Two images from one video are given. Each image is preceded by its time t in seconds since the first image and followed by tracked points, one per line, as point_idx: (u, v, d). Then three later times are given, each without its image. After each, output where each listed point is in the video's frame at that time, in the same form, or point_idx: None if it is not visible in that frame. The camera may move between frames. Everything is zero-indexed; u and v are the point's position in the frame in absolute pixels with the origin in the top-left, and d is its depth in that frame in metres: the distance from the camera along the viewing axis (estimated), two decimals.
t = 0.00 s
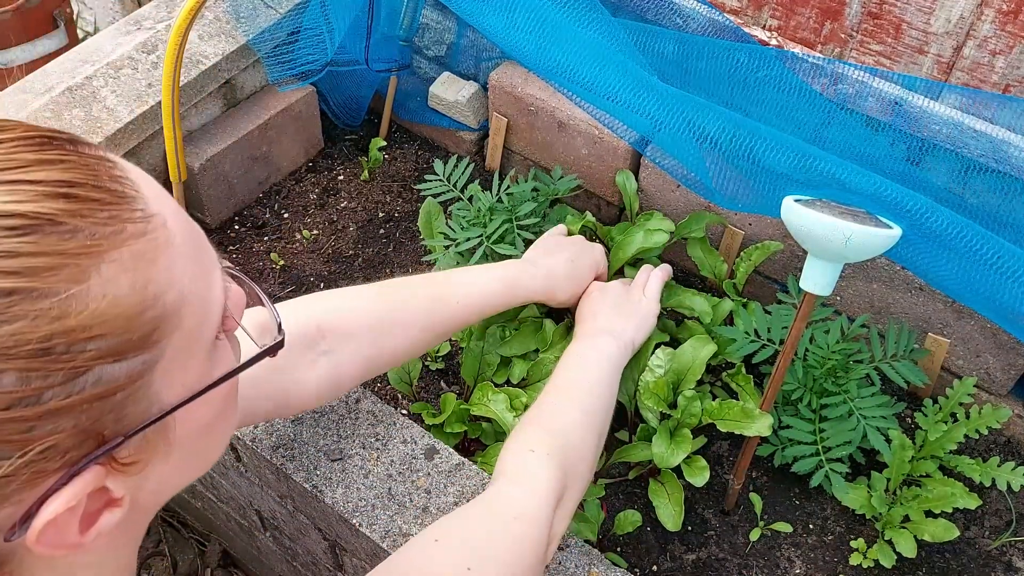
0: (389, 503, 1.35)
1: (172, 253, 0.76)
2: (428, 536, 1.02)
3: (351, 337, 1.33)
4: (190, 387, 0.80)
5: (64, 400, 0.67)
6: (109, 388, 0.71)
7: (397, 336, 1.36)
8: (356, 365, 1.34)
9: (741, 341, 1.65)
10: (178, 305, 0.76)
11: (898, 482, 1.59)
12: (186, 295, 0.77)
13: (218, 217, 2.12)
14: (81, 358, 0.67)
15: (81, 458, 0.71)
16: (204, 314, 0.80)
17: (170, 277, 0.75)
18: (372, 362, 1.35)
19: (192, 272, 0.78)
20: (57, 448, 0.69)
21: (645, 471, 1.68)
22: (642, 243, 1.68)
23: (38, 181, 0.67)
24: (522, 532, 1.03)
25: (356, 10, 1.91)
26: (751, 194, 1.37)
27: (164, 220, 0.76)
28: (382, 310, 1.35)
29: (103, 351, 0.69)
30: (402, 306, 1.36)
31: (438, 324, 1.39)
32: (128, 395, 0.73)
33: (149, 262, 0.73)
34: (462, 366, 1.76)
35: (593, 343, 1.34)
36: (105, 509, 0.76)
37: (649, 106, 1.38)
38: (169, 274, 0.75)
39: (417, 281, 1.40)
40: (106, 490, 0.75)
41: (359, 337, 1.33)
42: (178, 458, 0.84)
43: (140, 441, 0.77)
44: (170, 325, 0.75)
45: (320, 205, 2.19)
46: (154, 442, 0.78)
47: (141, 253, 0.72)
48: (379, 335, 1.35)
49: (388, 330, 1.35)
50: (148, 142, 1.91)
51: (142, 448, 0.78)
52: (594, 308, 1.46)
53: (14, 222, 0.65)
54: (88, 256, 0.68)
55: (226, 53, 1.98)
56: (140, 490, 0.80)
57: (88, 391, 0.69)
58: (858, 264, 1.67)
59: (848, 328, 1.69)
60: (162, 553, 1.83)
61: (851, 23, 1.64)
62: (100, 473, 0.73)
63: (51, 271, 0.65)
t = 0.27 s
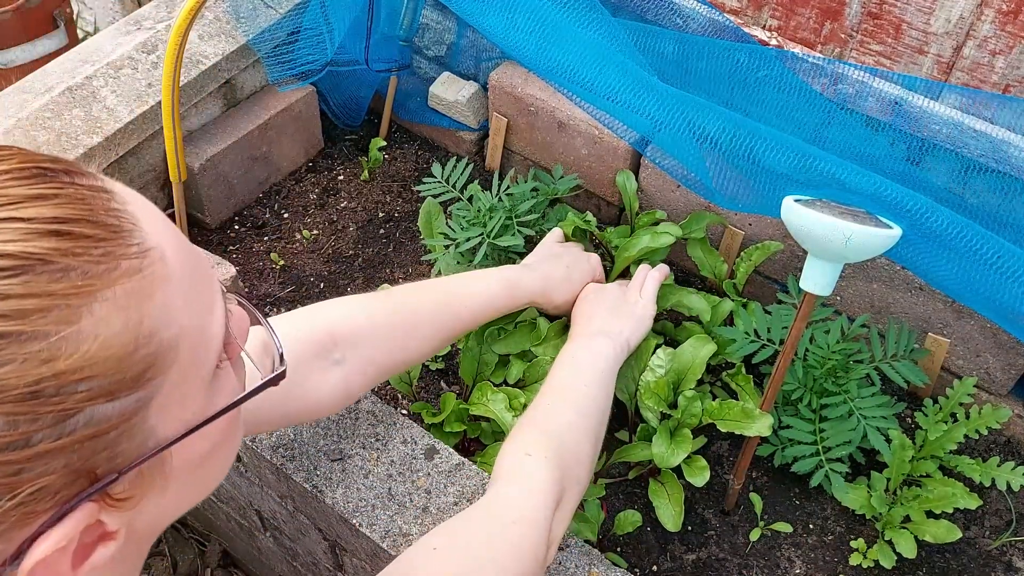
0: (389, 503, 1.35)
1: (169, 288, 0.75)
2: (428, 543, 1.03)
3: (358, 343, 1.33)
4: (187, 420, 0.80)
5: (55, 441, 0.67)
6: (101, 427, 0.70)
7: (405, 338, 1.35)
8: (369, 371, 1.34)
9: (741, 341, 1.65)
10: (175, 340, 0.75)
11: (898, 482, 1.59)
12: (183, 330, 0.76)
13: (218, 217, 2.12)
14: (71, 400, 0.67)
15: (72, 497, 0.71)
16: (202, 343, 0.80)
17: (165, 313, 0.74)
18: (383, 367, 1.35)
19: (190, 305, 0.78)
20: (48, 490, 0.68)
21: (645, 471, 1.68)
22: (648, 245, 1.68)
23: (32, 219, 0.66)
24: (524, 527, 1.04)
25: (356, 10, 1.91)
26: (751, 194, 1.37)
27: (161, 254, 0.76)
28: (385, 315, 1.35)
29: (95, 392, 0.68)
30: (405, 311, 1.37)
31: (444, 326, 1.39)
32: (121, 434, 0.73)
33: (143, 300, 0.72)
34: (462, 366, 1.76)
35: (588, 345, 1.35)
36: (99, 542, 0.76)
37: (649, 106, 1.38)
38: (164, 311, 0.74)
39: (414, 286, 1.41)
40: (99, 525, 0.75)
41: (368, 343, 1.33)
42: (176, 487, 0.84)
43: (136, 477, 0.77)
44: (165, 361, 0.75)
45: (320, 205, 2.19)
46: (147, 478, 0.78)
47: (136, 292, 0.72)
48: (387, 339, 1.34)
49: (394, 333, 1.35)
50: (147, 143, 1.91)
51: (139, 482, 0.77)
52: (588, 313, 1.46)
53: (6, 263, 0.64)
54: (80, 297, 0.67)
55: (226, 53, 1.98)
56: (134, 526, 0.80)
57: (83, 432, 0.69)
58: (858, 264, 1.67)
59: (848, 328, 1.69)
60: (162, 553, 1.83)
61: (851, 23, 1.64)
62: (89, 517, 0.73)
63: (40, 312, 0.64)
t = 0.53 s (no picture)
0: (389, 503, 1.35)
1: (186, 295, 0.75)
2: (429, 545, 1.03)
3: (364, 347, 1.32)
4: (197, 428, 0.80)
5: (62, 444, 0.67)
6: (111, 431, 0.70)
7: (406, 343, 1.35)
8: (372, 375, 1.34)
9: (741, 341, 1.65)
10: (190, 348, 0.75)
11: (898, 482, 1.60)
12: (198, 337, 0.76)
13: (218, 217, 2.12)
14: (83, 403, 0.67)
15: (79, 499, 0.71)
16: (217, 351, 0.79)
17: (181, 319, 0.74)
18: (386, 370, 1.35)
19: (207, 312, 0.78)
20: (54, 491, 0.69)
21: (645, 470, 1.68)
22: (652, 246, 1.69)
23: (54, 220, 0.66)
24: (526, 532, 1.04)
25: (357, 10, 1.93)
26: (752, 194, 1.37)
27: (180, 261, 0.75)
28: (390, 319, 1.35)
29: (107, 396, 0.68)
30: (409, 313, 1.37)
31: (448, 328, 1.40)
32: (131, 438, 0.73)
33: (160, 305, 0.72)
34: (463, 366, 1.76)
35: (589, 349, 1.35)
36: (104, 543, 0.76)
37: (649, 106, 1.38)
38: (181, 317, 0.74)
39: (417, 289, 1.41)
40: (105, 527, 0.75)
41: (372, 347, 1.33)
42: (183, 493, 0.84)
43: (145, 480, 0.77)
44: (180, 366, 0.75)
45: (320, 205, 2.19)
46: (154, 481, 0.78)
47: (153, 298, 0.71)
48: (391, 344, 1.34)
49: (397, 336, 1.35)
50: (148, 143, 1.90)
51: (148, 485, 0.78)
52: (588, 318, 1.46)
53: (25, 263, 0.63)
54: (95, 302, 0.66)
55: (226, 53, 1.98)
56: (139, 529, 0.80)
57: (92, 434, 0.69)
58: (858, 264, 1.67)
59: (848, 328, 1.69)
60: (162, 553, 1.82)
61: (851, 23, 1.64)
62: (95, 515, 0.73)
63: (55, 315, 0.64)
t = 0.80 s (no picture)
0: (389, 503, 1.35)
1: (194, 309, 0.76)
2: None
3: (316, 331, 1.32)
4: (200, 444, 0.81)
5: (59, 460, 0.67)
6: (111, 446, 0.70)
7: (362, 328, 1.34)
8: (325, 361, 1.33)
9: (741, 341, 1.65)
10: (196, 362, 0.76)
11: (898, 482, 1.59)
12: (205, 351, 0.77)
13: (218, 217, 2.12)
14: (83, 418, 0.66)
15: (71, 518, 0.70)
16: (223, 365, 0.80)
17: (189, 333, 0.75)
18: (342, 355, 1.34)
19: (214, 326, 0.79)
20: (44, 510, 0.67)
21: (645, 470, 1.68)
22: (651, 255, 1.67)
23: (64, 225, 0.66)
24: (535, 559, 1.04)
25: (357, 10, 1.92)
26: (751, 193, 1.37)
27: (190, 271, 0.76)
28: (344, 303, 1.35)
29: (108, 411, 0.68)
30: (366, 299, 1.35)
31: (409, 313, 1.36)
32: (132, 453, 0.73)
33: (169, 317, 0.72)
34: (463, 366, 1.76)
35: (584, 362, 1.27)
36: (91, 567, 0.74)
37: (649, 106, 1.37)
38: (189, 331, 0.75)
39: (380, 271, 1.39)
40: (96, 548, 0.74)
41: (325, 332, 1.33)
42: (181, 508, 0.84)
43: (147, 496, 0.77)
44: (185, 381, 0.75)
45: (320, 205, 2.19)
46: (156, 497, 0.79)
47: (163, 312, 0.72)
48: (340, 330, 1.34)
49: (347, 324, 1.34)
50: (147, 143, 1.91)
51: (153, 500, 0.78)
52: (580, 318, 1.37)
53: (32, 267, 0.63)
54: (104, 312, 0.67)
55: (226, 53, 1.98)
56: (136, 544, 0.80)
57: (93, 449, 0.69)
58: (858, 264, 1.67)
59: (848, 328, 1.69)
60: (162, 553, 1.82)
61: (851, 23, 1.64)
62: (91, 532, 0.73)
63: (59, 325, 0.64)
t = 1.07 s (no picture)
0: (389, 503, 1.35)
1: (137, 324, 0.70)
2: None
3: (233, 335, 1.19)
4: (132, 480, 0.74)
5: None
6: (26, 477, 0.63)
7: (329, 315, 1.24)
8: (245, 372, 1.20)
9: (740, 341, 1.65)
10: (134, 388, 0.70)
11: (898, 482, 1.59)
12: (145, 375, 0.71)
13: (218, 217, 2.12)
14: None
15: None
16: (166, 393, 0.74)
17: (128, 352, 0.68)
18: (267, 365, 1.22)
19: (159, 346, 0.72)
20: None
21: (645, 470, 1.68)
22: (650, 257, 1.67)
23: None
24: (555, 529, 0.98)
25: (357, 9, 1.92)
26: (751, 193, 1.37)
27: (138, 280, 0.70)
28: (270, 304, 1.23)
29: (25, 438, 0.61)
30: (296, 297, 1.24)
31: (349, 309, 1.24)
32: (46, 488, 0.65)
33: (110, 332, 0.66)
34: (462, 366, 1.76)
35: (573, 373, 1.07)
36: None
37: (649, 106, 1.37)
38: (130, 351, 0.69)
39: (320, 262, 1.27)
40: None
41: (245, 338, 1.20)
42: (111, 549, 0.77)
43: (65, 534, 0.70)
44: (116, 409, 0.68)
45: (320, 205, 2.19)
46: (78, 535, 0.71)
47: (101, 325, 0.65)
48: (264, 334, 1.21)
49: (268, 329, 1.22)
50: (147, 143, 1.91)
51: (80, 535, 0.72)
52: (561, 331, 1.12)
53: None
54: (30, 321, 0.60)
55: (226, 53, 1.98)
56: None
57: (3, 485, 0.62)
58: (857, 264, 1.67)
59: (848, 328, 1.69)
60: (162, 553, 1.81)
61: (851, 23, 1.64)
62: None
63: None
